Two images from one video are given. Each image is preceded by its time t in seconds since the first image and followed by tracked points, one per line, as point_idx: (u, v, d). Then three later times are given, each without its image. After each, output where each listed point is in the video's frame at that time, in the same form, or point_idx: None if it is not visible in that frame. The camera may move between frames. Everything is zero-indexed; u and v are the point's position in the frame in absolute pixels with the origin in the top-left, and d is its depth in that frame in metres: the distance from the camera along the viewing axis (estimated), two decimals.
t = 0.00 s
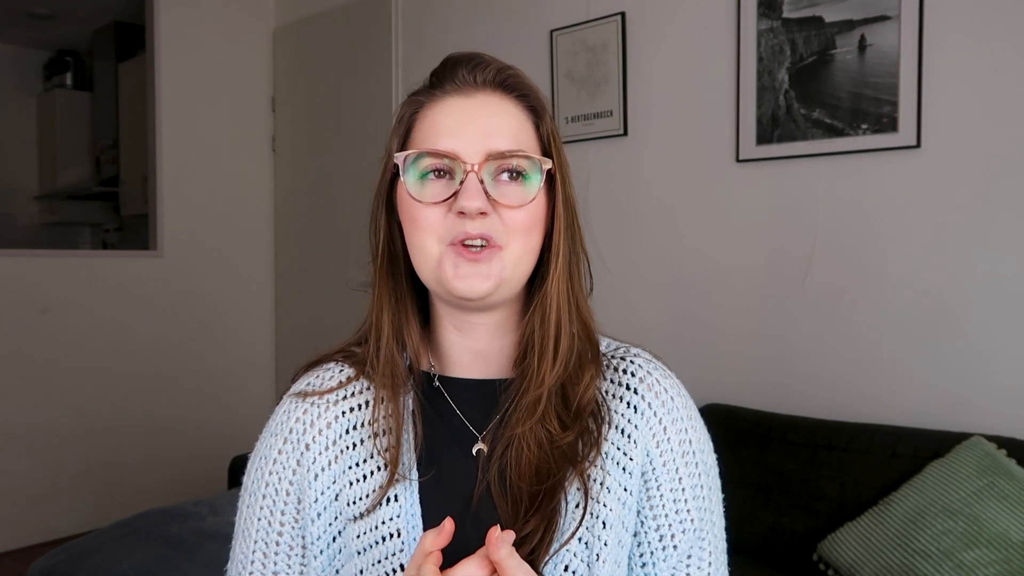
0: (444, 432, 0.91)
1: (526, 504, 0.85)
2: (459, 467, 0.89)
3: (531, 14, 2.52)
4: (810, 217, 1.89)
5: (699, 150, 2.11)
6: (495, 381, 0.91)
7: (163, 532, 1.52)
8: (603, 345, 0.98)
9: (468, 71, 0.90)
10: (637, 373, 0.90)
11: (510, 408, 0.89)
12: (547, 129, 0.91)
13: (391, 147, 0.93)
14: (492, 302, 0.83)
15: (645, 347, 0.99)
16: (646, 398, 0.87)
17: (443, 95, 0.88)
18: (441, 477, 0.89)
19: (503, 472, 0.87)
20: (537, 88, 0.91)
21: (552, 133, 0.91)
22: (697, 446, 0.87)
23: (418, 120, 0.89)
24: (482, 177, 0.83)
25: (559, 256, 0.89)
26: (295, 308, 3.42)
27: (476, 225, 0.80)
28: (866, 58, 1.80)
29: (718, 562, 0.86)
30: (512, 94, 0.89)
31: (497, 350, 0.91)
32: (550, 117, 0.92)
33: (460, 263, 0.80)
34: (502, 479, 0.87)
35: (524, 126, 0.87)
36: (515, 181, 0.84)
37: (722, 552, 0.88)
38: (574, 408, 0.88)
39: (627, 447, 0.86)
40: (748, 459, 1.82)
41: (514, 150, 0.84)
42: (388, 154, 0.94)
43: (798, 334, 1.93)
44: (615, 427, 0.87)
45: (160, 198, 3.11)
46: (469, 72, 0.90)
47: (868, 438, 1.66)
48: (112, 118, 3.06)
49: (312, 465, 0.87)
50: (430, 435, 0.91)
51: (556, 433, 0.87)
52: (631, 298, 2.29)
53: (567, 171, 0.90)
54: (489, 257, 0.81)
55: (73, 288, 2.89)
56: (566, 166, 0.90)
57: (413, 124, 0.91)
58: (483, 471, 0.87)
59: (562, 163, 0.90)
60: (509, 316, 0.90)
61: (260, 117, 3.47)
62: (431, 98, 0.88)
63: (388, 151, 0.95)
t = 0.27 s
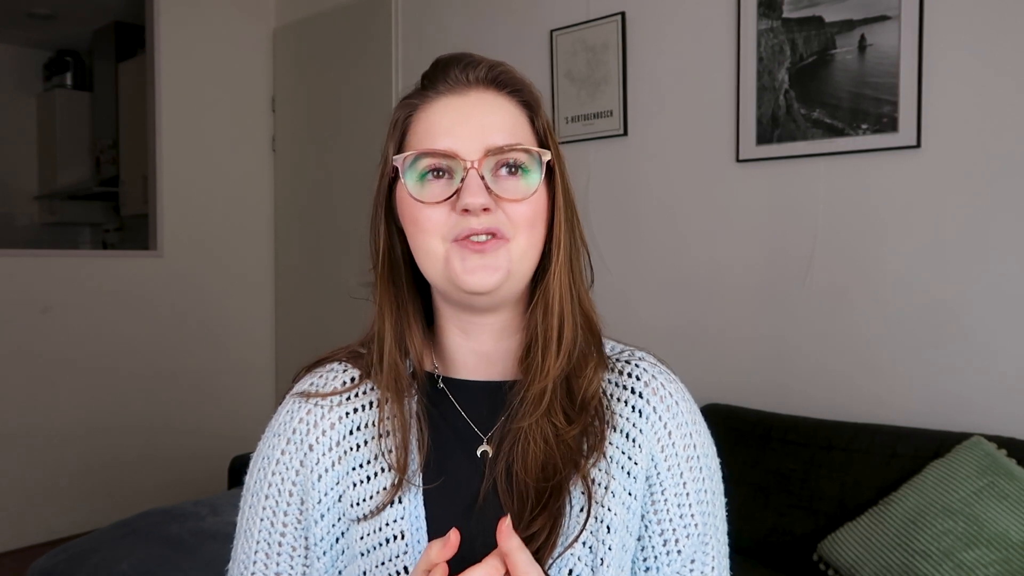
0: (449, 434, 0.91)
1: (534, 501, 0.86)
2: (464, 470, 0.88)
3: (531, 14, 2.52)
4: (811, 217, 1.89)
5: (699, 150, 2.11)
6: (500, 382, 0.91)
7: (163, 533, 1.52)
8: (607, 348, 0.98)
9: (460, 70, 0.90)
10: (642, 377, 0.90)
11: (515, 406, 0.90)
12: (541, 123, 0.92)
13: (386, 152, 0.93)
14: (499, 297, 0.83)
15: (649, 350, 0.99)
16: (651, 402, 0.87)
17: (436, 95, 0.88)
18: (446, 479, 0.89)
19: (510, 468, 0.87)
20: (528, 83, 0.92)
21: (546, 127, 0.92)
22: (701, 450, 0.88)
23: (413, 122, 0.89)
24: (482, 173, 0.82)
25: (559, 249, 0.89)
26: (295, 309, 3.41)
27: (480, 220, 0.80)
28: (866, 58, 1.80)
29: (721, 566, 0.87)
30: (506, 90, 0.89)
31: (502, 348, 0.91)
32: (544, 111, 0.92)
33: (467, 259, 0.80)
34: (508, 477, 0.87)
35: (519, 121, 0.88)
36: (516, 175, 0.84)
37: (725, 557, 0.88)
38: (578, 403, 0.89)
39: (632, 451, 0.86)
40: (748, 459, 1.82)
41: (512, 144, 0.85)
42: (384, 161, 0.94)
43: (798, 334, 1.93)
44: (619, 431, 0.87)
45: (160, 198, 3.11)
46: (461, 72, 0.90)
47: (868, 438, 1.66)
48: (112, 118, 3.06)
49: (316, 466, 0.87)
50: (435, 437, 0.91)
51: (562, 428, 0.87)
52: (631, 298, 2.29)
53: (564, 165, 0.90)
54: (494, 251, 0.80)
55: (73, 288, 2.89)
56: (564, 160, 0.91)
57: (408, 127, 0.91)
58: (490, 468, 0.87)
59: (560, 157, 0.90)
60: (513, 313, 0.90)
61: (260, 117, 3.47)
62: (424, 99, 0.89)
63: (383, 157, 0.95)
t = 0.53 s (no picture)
0: (453, 440, 0.91)
1: (538, 510, 0.86)
2: (467, 476, 0.88)
3: (530, 14, 2.52)
4: (811, 218, 1.89)
5: (699, 150, 2.11)
6: (504, 386, 0.91)
7: (163, 533, 1.52)
8: (612, 351, 0.98)
9: (462, 68, 0.90)
10: (647, 382, 0.90)
11: (519, 413, 0.89)
12: (543, 121, 0.91)
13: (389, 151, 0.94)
14: (495, 296, 0.83)
15: (654, 354, 0.99)
16: (656, 407, 0.87)
17: (437, 94, 0.88)
18: (450, 484, 0.88)
19: (514, 477, 0.87)
20: (530, 82, 0.92)
21: (548, 126, 0.91)
22: (706, 455, 0.88)
23: (415, 120, 0.90)
24: (478, 171, 0.82)
25: (555, 251, 0.87)
26: (295, 308, 3.42)
27: (475, 218, 0.80)
28: (866, 58, 1.80)
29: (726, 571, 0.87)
30: (507, 89, 0.89)
31: (503, 349, 0.91)
32: (546, 109, 0.92)
33: (461, 256, 0.79)
34: (512, 485, 0.87)
35: (520, 119, 0.87)
36: (513, 173, 0.84)
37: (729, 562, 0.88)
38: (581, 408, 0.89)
39: (637, 456, 0.86)
40: (748, 459, 1.82)
41: (510, 143, 0.84)
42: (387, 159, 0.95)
43: (798, 334, 1.93)
44: (624, 436, 0.87)
45: (160, 198, 3.11)
46: (463, 70, 0.90)
47: (868, 438, 1.66)
48: (112, 118, 3.06)
49: (318, 470, 0.87)
50: (438, 441, 0.91)
51: (564, 433, 0.88)
52: (631, 299, 2.29)
53: (566, 165, 0.90)
54: (489, 249, 0.80)
55: (73, 288, 2.89)
56: (566, 161, 0.90)
57: (409, 126, 0.91)
58: (493, 477, 0.87)
59: (562, 158, 0.90)
60: (514, 315, 0.90)
61: (259, 117, 3.47)
62: (426, 98, 0.89)
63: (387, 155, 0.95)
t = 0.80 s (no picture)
0: (455, 439, 0.91)
1: (540, 510, 0.86)
2: (470, 475, 0.88)
3: (530, 14, 2.52)
4: (811, 218, 1.89)
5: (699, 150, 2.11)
6: (507, 386, 0.91)
7: (163, 533, 1.52)
8: (614, 352, 0.98)
9: (471, 70, 0.90)
10: (650, 383, 0.90)
11: (523, 414, 0.89)
12: (552, 126, 0.91)
13: (395, 150, 0.93)
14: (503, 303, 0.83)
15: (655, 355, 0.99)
16: (658, 409, 0.87)
17: (446, 95, 0.88)
18: (452, 484, 0.89)
19: (515, 476, 0.87)
20: (540, 86, 0.92)
21: (557, 130, 0.91)
22: (708, 457, 0.88)
23: (422, 121, 0.89)
24: (488, 178, 0.82)
25: (568, 257, 0.89)
26: (295, 308, 3.42)
27: (484, 226, 0.80)
28: (866, 58, 1.80)
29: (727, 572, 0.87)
30: (517, 92, 0.89)
31: (508, 352, 0.91)
32: (556, 114, 0.92)
33: (470, 264, 0.80)
34: (514, 484, 0.87)
35: (530, 124, 0.87)
36: (522, 181, 0.84)
37: (730, 563, 0.88)
38: (586, 411, 0.89)
39: (638, 458, 0.86)
40: (748, 459, 1.82)
41: (520, 149, 0.85)
42: (392, 158, 0.94)
43: (798, 335, 1.93)
44: (626, 437, 0.88)
45: (160, 198, 3.11)
46: (472, 71, 0.90)
47: (868, 438, 1.66)
48: (112, 118, 3.06)
49: (321, 468, 0.87)
50: (441, 441, 0.91)
51: (568, 436, 0.88)
52: (631, 299, 2.29)
53: (575, 171, 0.90)
54: (497, 258, 0.81)
55: (73, 288, 2.89)
56: (574, 165, 0.91)
57: (416, 127, 0.91)
58: (495, 476, 0.87)
59: (571, 163, 0.90)
60: (520, 318, 0.90)
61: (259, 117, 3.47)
62: (434, 99, 0.88)
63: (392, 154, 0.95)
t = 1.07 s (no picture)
0: (453, 438, 0.91)
1: (535, 509, 0.86)
2: (467, 473, 0.88)
3: (530, 14, 2.52)
4: (811, 218, 1.89)
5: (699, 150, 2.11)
6: (504, 387, 0.91)
7: (163, 533, 1.52)
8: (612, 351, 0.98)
9: (475, 72, 0.89)
10: (646, 381, 0.90)
11: (521, 415, 0.89)
12: (557, 131, 0.90)
13: (396, 150, 0.93)
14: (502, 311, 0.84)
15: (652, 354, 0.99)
16: (654, 407, 0.88)
17: (449, 98, 0.88)
18: (449, 482, 0.89)
19: (511, 476, 0.87)
20: (546, 90, 0.91)
21: (562, 135, 0.90)
22: (705, 455, 0.88)
23: (424, 123, 0.89)
24: (490, 185, 0.83)
25: (569, 262, 0.88)
26: (295, 308, 3.42)
27: (485, 236, 0.81)
28: (866, 58, 1.80)
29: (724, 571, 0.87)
30: (522, 97, 0.88)
31: (505, 354, 0.91)
32: (560, 118, 0.91)
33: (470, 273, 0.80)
34: (510, 484, 0.87)
35: (533, 130, 0.87)
36: (524, 189, 0.84)
37: (727, 562, 0.88)
38: (583, 413, 0.88)
39: (635, 455, 0.86)
40: (748, 459, 1.82)
41: (523, 156, 0.84)
42: (393, 158, 0.94)
43: (798, 335, 1.93)
44: (623, 435, 0.88)
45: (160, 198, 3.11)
46: (477, 74, 0.89)
47: (868, 438, 1.66)
48: (112, 118, 3.06)
49: (319, 466, 0.87)
50: (439, 439, 0.91)
51: (565, 439, 0.87)
52: (631, 298, 2.29)
53: (577, 176, 0.90)
54: (498, 269, 0.81)
55: (72, 288, 2.89)
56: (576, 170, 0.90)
57: (418, 128, 0.90)
58: (491, 476, 0.87)
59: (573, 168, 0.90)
60: (519, 321, 0.90)
61: (260, 117, 3.47)
62: (437, 101, 0.88)
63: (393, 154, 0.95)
